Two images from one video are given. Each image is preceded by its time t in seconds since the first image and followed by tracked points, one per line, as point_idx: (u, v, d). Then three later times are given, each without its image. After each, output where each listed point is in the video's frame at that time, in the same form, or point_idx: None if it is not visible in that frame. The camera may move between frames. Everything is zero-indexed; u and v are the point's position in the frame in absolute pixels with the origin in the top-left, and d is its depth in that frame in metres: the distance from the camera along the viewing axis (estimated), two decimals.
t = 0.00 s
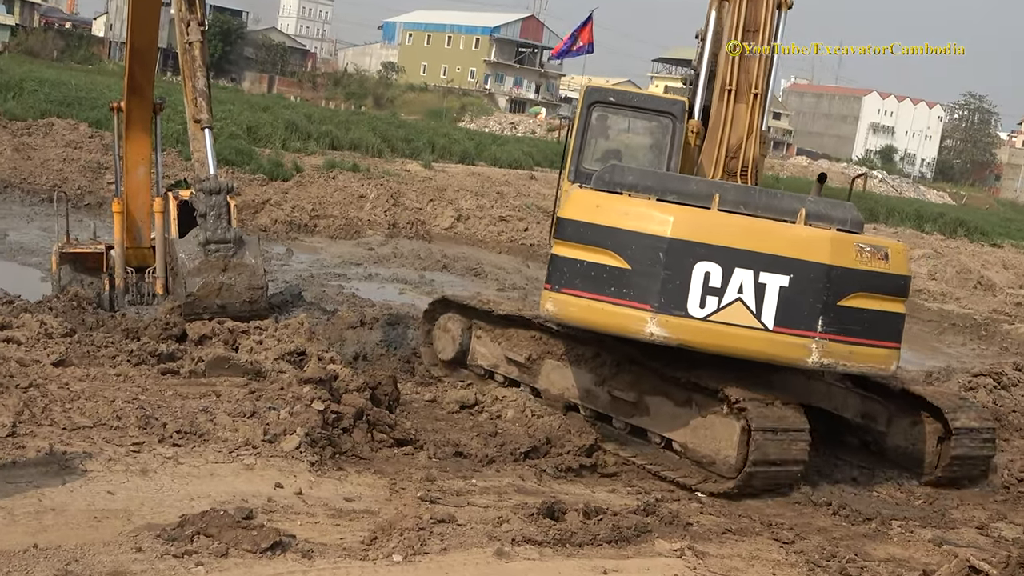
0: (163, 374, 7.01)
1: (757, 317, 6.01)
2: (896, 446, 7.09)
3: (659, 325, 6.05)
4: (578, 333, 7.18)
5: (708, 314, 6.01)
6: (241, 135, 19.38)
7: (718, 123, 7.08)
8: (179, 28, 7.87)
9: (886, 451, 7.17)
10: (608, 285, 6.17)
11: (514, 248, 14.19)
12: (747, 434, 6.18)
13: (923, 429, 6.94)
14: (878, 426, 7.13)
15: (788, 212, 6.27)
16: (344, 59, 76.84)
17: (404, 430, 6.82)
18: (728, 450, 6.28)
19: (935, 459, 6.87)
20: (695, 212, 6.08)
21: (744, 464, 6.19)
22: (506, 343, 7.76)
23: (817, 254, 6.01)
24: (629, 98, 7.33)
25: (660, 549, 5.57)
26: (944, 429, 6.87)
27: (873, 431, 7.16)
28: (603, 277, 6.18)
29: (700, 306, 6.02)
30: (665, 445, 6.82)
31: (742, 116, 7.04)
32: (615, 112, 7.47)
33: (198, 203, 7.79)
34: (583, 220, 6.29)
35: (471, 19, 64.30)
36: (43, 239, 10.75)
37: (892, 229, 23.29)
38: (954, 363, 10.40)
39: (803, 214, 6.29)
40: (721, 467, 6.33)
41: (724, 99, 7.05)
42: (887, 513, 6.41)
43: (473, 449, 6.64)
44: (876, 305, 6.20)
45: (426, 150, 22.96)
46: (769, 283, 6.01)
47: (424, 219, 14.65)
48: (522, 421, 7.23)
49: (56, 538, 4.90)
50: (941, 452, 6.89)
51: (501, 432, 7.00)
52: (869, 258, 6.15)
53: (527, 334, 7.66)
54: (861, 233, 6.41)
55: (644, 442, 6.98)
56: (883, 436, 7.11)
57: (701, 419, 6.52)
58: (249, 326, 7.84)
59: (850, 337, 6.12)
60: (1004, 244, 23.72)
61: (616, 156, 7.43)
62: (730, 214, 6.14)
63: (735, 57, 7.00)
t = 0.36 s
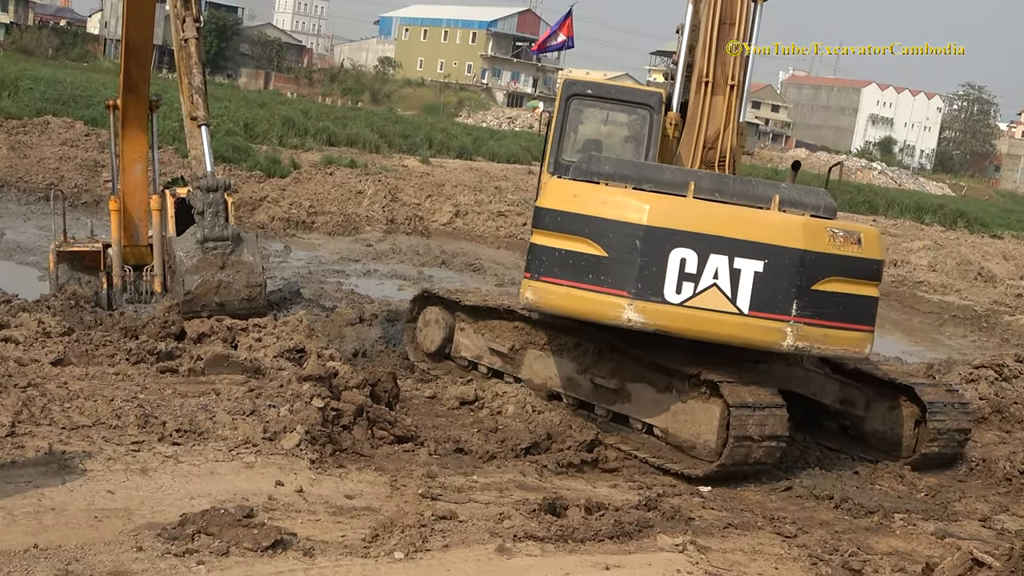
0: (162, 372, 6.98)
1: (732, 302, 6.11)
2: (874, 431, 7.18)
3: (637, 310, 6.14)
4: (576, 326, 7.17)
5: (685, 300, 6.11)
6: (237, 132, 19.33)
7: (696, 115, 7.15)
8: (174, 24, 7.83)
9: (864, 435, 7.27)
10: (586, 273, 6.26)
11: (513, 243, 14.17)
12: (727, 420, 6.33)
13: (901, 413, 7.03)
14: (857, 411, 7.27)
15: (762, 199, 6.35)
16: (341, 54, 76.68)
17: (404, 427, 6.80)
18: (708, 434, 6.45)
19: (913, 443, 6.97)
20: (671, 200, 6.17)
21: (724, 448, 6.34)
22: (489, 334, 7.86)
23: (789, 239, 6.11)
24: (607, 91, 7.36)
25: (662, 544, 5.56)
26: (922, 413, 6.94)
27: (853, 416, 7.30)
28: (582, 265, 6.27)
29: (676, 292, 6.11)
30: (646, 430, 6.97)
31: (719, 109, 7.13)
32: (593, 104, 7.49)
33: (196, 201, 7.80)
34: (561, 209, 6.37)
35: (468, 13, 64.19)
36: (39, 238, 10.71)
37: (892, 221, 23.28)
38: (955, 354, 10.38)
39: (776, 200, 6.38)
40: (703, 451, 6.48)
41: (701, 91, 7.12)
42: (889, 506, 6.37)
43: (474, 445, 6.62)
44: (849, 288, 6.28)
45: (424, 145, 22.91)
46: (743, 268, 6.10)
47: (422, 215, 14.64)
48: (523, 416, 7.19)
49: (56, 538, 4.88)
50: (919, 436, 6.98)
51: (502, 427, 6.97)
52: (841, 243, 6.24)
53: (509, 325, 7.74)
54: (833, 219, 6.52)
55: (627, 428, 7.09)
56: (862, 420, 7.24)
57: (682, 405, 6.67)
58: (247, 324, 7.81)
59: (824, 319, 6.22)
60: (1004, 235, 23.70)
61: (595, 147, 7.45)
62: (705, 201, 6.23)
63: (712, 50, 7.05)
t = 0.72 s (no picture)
0: (169, 370, 6.99)
1: (715, 290, 6.21)
2: (858, 420, 7.28)
3: (622, 299, 6.25)
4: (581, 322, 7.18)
5: (668, 288, 6.21)
6: (244, 129, 19.34)
7: (681, 110, 7.22)
8: (180, 21, 7.81)
9: (849, 424, 7.36)
10: (571, 263, 6.38)
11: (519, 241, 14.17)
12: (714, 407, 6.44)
13: (883, 401, 7.11)
14: (841, 400, 7.39)
15: (744, 189, 6.46)
16: (347, 50, 76.66)
17: (411, 424, 6.80)
18: (695, 421, 6.57)
19: (896, 431, 7.05)
20: (654, 191, 6.29)
21: (710, 433, 6.45)
22: (481, 329, 7.92)
23: (770, 228, 6.23)
24: (592, 87, 7.45)
25: (669, 542, 5.56)
26: (903, 400, 7.03)
27: (837, 405, 7.41)
28: (567, 255, 6.39)
29: (660, 280, 6.22)
30: (635, 419, 7.07)
31: (704, 104, 7.22)
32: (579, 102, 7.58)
33: (203, 198, 7.81)
34: (547, 201, 6.50)
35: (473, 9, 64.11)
36: (46, 235, 10.72)
37: (900, 218, 23.26)
38: (962, 352, 10.38)
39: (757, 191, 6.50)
40: (689, 437, 6.61)
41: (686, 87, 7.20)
42: (896, 504, 6.34)
43: (480, 443, 6.62)
44: (829, 276, 6.39)
45: (431, 142, 22.91)
46: (726, 256, 6.21)
47: (428, 212, 14.65)
48: (529, 413, 7.15)
49: (64, 535, 4.89)
50: (902, 423, 7.06)
51: (509, 425, 6.97)
52: (821, 232, 6.37)
53: (499, 318, 7.83)
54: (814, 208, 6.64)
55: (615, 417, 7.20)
56: (846, 409, 7.35)
57: (668, 393, 6.78)
58: (254, 321, 7.83)
59: (805, 307, 6.32)
60: (1011, 232, 23.66)
61: (582, 143, 7.51)
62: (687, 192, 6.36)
63: (696, 46, 7.13)
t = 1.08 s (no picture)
0: (187, 371, 7.01)
1: (715, 282, 6.28)
2: (858, 414, 7.40)
3: (623, 292, 6.31)
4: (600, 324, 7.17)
5: (669, 281, 6.27)
6: (261, 131, 19.38)
7: (679, 111, 7.22)
8: (199, 24, 7.83)
9: (849, 419, 7.48)
10: (573, 258, 6.43)
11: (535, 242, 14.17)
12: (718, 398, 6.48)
13: (882, 396, 7.23)
14: (841, 395, 7.50)
15: (742, 184, 6.58)
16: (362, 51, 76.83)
17: (427, 426, 6.81)
18: (701, 414, 6.61)
19: (895, 424, 7.15)
20: (654, 186, 6.34)
21: (716, 426, 6.49)
22: (482, 330, 7.97)
23: (768, 221, 6.29)
24: (591, 89, 7.59)
25: (685, 545, 5.54)
26: (903, 394, 7.13)
27: (837, 400, 7.53)
28: (569, 250, 6.44)
29: (661, 274, 6.27)
30: (640, 414, 7.15)
31: (701, 105, 7.20)
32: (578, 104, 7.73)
33: (221, 200, 7.85)
34: (548, 197, 6.55)
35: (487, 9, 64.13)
36: (65, 237, 10.77)
37: (920, 221, 23.15)
38: (981, 356, 10.32)
39: (755, 186, 6.59)
40: (695, 431, 6.66)
41: (683, 90, 7.20)
42: (914, 508, 6.26)
43: (496, 445, 6.62)
44: (828, 268, 6.45)
45: (447, 144, 22.93)
46: (725, 250, 6.27)
47: (445, 214, 14.66)
48: (546, 416, 7.13)
49: (83, 536, 4.90)
50: (902, 417, 7.16)
51: (525, 427, 6.95)
52: (818, 225, 6.43)
53: (502, 319, 7.86)
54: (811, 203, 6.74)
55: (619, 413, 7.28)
56: (846, 404, 7.47)
57: (674, 386, 6.82)
58: (271, 323, 7.85)
59: (804, 299, 6.38)
60: None
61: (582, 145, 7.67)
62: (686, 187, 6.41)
63: (693, 47, 7.15)
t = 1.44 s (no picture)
0: (199, 380, 7.03)
1: (728, 286, 6.27)
2: (862, 418, 7.44)
3: (638, 297, 6.30)
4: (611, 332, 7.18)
5: (682, 286, 6.27)
6: (274, 140, 19.45)
7: (680, 123, 7.32)
8: (212, 34, 7.88)
9: (853, 423, 7.51)
10: (587, 263, 6.41)
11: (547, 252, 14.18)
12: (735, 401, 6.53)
13: (888, 400, 7.30)
14: (845, 400, 7.52)
15: (752, 189, 6.63)
16: (373, 60, 77.03)
17: (438, 435, 6.81)
18: (716, 418, 6.65)
19: (902, 427, 7.22)
20: (666, 191, 6.35)
21: (731, 430, 6.54)
22: (489, 338, 7.96)
23: (779, 225, 6.29)
24: (595, 99, 7.62)
25: (695, 555, 5.53)
26: (908, 398, 7.22)
27: (840, 405, 7.54)
28: (583, 256, 6.42)
29: (674, 278, 6.27)
30: (652, 419, 7.16)
31: (701, 116, 7.31)
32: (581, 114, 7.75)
33: (233, 209, 7.89)
34: (561, 204, 6.53)
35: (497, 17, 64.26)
36: (79, 246, 10.82)
37: (933, 231, 23.09)
38: (993, 367, 10.29)
39: (765, 191, 6.62)
40: (710, 434, 6.69)
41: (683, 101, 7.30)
42: (925, 519, 6.20)
43: (507, 454, 6.62)
44: (838, 271, 6.44)
45: (459, 154, 22.98)
46: (737, 254, 6.26)
47: (457, 223, 14.68)
48: (557, 425, 7.12)
49: (94, 543, 4.92)
50: (907, 420, 7.24)
51: (536, 437, 6.95)
52: (828, 228, 6.43)
53: (510, 329, 7.86)
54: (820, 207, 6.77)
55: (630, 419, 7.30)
56: (850, 409, 7.49)
57: (688, 391, 6.86)
58: (282, 332, 7.87)
59: (815, 301, 6.38)
60: None
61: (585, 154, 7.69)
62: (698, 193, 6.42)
63: (693, 60, 7.26)
